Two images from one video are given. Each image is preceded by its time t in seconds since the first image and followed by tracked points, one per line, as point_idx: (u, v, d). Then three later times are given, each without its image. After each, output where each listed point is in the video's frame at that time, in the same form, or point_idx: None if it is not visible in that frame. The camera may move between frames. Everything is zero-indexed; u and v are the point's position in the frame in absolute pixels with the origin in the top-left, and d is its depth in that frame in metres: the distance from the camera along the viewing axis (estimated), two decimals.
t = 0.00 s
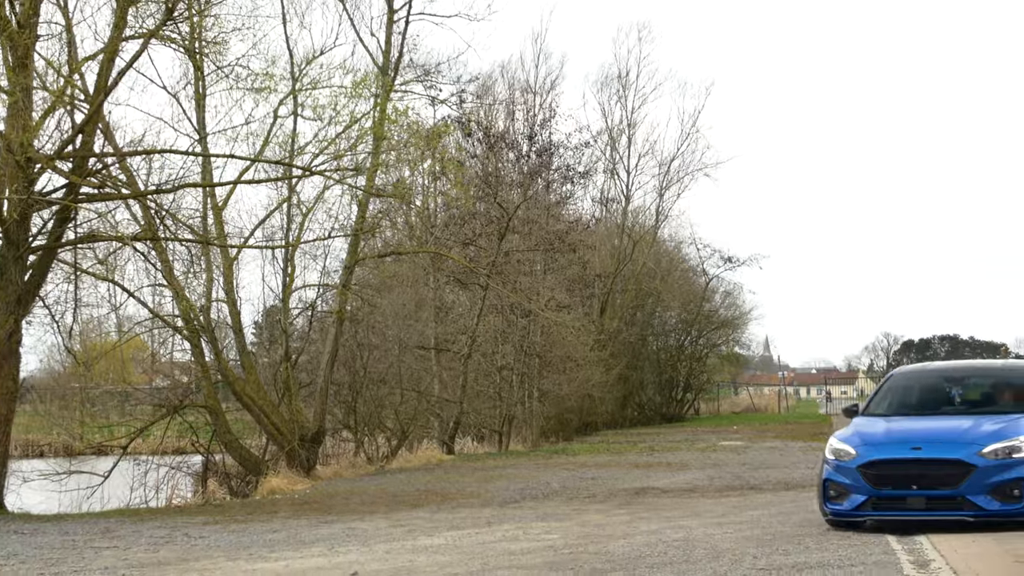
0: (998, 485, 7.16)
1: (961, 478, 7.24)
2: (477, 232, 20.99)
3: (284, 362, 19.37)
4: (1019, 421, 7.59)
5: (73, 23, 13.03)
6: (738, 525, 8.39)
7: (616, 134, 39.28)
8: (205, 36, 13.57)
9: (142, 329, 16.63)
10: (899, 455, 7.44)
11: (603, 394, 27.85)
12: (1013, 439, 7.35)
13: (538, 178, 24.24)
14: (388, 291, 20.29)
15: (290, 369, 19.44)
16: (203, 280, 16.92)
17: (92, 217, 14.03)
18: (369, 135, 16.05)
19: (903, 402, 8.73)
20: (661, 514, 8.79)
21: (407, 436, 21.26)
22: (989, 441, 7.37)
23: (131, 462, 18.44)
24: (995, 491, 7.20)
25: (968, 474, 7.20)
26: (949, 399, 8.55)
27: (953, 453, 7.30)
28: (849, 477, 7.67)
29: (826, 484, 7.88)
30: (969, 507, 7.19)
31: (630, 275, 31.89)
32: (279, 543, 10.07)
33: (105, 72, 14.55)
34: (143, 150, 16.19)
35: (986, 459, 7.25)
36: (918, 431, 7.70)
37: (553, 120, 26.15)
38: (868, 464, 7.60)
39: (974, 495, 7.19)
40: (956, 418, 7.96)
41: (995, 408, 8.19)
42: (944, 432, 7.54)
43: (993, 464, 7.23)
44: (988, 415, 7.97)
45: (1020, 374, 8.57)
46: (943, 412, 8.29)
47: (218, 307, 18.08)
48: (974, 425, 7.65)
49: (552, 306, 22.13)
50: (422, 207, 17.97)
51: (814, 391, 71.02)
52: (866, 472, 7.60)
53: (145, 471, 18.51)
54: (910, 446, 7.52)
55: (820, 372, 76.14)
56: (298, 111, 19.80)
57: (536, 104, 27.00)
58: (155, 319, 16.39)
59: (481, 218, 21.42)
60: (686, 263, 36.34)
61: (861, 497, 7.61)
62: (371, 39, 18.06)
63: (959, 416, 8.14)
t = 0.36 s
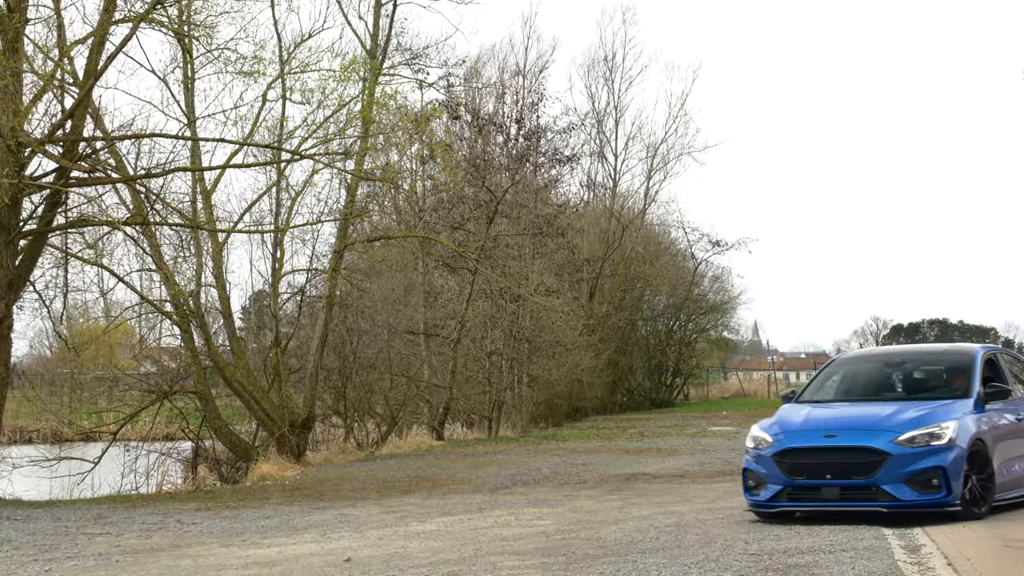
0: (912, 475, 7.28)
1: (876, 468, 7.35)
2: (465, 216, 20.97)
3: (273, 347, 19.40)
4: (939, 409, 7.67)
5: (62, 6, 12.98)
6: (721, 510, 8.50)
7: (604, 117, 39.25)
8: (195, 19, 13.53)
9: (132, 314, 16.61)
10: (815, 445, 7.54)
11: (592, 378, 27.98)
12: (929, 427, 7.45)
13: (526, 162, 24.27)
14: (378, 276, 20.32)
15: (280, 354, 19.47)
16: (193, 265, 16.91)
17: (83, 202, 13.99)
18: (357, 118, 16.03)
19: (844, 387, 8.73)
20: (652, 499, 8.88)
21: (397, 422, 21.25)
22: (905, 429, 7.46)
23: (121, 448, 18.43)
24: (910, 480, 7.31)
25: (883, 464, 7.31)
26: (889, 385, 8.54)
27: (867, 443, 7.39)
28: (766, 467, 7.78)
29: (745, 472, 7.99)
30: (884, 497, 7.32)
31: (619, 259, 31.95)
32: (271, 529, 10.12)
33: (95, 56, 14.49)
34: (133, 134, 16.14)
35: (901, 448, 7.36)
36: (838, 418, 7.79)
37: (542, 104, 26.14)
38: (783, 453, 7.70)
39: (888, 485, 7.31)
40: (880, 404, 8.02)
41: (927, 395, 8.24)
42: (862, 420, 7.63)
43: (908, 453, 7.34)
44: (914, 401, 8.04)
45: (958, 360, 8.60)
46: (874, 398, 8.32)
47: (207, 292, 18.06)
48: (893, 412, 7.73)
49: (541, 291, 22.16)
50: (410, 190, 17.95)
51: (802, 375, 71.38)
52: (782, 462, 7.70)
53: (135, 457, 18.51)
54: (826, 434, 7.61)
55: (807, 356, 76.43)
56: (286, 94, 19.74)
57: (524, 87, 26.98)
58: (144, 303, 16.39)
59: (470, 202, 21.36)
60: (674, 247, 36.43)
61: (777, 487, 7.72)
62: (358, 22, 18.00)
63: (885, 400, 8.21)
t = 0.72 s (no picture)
0: (813, 476, 7.07)
1: (777, 467, 7.13)
2: (462, 207, 21.02)
3: (272, 339, 19.48)
4: (852, 405, 7.42)
5: None
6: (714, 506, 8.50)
7: (600, 106, 39.28)
8: (193, 10, 13.55)
9: (130, 305, 16.63)
10: (717, 442, 7.31)
11: (589, 369, 28.07)
12: (838, 425, 7.21)
13: (524, 152, 24.32)
14: (375, 267, 20.48)
15: (278, 345, 19.55)
16: (191, 255, 16.94)
17: (84, 194, 14.02)
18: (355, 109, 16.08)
19: (776, 378, 8.45)
20: (650, 492, 8.93)
21: (395, 413, 21.35)
22: (811, 427, 7.23)
23: (120, 440, 18.47)
24: (813, 480, 7.09)
25: (784, 464, 7.09)
26: (820, 377, 8.24)
27: (770, 441, 7.17)
28: (671, 465, 7.58)
29: (653, 469, 7.79)
30: (787, 497, 7.10)
31: (617, 249, 32.06)
32: (273, 520, 10.19)
33: (95, 48, 14.51)
34: (133, 125, 16.17)
35: (803, 446, 7.13)
36: (745, 414, 7.56)
37: (539, 93, 26.18)
38: (688, 450, 7.50)
39: (790, 485, 7.09)
40: (797, 399, 7.76)
41: (853, 389, 7.96)
42: (767, 416, 7.40)
43: (810, 452, 7.11)
44: (833, 396, 7.78)
45: (892, 353, 8.30)
46: (796, 392, 8.07)
47: (206, 283, 18.10)
48: (804, 408, 7.48)
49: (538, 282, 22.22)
50: (407, 180, 17.99)
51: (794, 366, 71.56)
52: (686, 459, 7.50)
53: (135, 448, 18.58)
54: (730, 431, 7.40)
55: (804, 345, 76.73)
56: (284, 85, 19.77)
57: (522, 76, 27.01)
58: (142, 294, 16.40)
59: (468, 192, 21.42)
60: (670, 237, 36.52)
61: (682, 485, 7.52)
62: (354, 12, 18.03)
63: (805, 395, 7.98)
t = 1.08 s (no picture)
0: (707, 473, 6.94)
1: (672, 463, 6.99)
2: (473, 201, 21.10)
3: (286, 333, 19.68)
4: (755, 399, 7.28)
5: None
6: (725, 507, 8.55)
7: (611, 99, 39.30)
8: (206, 6, 13.64)
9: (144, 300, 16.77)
10: (612, 438, 7.16)
11: (600, 362, 28.11)
12: (737, 420, 7.08)
13: (535, 146, 24.39)
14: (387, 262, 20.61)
15: (292, 339, 19.74)
16: (206, 249, 17.06)
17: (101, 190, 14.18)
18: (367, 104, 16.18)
19: (704, 373, 8.20)
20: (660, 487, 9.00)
21: (408, 406, 21.20)
22: (708, 422, 7.08)
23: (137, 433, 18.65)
24: (709, 476, 6.96)
25: (678, 460, 6.96)
26: (745, 371, 7.99)
27: (665, 437, 7.02)
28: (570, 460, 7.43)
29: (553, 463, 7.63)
30: (681, 494, 6.96)
31: (628, 243, 32.13)
32: (290, 512, 10.32)
33: (110, 44, 14.65)
34: (147, 121, 16.31)
35: (699, 442, 6.99)
36: (646, 407, 7.40)
37: (551, 87, 26.24)
38: (586, 445, 7.33)
39: (684, 481, 6.95)
40: (704, 393, 7.62)
41: (770, 383, 7.76)
42: (666, 410, 7.24)
43: (705, 448, 6.97)
44: (746, 390, 7.62)
45: (819, 346, 8.08)
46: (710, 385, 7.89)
47: (220, 277, 18.24)
48: (706, 402, 7.33)
49: (550, 276, 22.26)
50: (419, 174, 18.08)
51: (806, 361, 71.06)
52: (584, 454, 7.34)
53: (152, 441, 18.77)
54: (628, 425, 7.24)
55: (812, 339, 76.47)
56: (297, 80, 19.90)
57: (533, 70, 27.08)
58: (156, 288, 16.54)
59: (479, 187, 21.52)
60: (681, 230, 36.54)
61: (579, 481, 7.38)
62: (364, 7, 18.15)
63: (716, 388, 7.82)
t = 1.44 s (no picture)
0: (605, 471, 7.03)
1: (571, 461, 7.09)
2: (506, 197, 21.44)
3: (323, 327, 20.29)
4: (664, 396, 7.35)
5: None
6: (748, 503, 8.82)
7: (643, 96, 39.52)
8: (244, 5, 14.08)
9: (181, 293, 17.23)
10: (517, 434, 7.29)
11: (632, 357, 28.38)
12: (638, 418, 7.16)
13: (567, 142, 24.70)
14: (421, 257, 21.04)
15: (328, 332, 20.32)
16: (244, 245, 17.50)
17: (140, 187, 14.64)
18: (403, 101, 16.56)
19: (640, 371, 8.23)
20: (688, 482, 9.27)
21: (441, 399, 21.99)
22: (609, 420, 7.16)
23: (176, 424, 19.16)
24: (607, 475, 7.06)
25: (576, 457, 7.06)
26: (678, 367, 8.01)
27: (564, 434, 7.12)
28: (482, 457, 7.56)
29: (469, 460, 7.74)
30: (579, 492, 7.07)
31: (658, 238, 32.34)
32: (328, 501, 10.72)
33: (150, 43, 15.12)
34: (186, 119, 16.79)
35: (597, 440, 7.08)
36: (554, 405, 7.50)
37: (583, 84, 26.54)
38: (496, 441, 7.46)
39: (582, 479, 7.05)
40: (621, 389, 7.71)
41: (693, 380, 7.81)
42: (572, 408, 7.34)
43: (604, 445, 7.06)
44: (666, 387, 7.69)
45: (748, 343, 8.09)
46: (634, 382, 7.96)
47: (257, 271, 18.69)
48: (613, 399, 7.40)
49: (583, 270, 22.51)
50: (453, 171, 18.43)
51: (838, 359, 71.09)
52: (494, 451, 7.47)
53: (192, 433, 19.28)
54: (534, 423, 7.35)
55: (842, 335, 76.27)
56: (333, 78, 20.33)
57: (565, 67, 27.39)
58: (193, 282, 17.02)
59: (512, 183, 21.87)
60: (711, 226, 36.69)
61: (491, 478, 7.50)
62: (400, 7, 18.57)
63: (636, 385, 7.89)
